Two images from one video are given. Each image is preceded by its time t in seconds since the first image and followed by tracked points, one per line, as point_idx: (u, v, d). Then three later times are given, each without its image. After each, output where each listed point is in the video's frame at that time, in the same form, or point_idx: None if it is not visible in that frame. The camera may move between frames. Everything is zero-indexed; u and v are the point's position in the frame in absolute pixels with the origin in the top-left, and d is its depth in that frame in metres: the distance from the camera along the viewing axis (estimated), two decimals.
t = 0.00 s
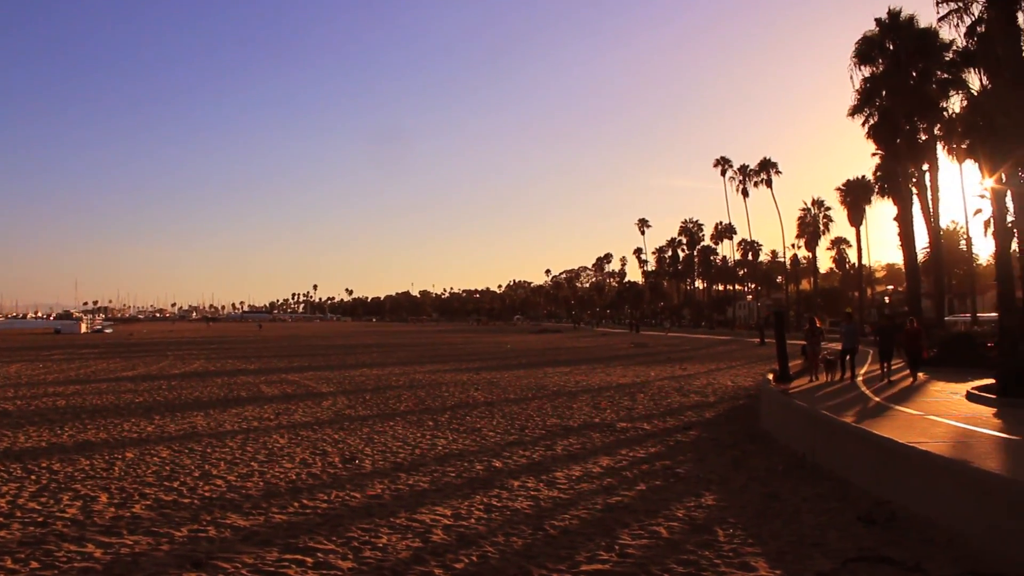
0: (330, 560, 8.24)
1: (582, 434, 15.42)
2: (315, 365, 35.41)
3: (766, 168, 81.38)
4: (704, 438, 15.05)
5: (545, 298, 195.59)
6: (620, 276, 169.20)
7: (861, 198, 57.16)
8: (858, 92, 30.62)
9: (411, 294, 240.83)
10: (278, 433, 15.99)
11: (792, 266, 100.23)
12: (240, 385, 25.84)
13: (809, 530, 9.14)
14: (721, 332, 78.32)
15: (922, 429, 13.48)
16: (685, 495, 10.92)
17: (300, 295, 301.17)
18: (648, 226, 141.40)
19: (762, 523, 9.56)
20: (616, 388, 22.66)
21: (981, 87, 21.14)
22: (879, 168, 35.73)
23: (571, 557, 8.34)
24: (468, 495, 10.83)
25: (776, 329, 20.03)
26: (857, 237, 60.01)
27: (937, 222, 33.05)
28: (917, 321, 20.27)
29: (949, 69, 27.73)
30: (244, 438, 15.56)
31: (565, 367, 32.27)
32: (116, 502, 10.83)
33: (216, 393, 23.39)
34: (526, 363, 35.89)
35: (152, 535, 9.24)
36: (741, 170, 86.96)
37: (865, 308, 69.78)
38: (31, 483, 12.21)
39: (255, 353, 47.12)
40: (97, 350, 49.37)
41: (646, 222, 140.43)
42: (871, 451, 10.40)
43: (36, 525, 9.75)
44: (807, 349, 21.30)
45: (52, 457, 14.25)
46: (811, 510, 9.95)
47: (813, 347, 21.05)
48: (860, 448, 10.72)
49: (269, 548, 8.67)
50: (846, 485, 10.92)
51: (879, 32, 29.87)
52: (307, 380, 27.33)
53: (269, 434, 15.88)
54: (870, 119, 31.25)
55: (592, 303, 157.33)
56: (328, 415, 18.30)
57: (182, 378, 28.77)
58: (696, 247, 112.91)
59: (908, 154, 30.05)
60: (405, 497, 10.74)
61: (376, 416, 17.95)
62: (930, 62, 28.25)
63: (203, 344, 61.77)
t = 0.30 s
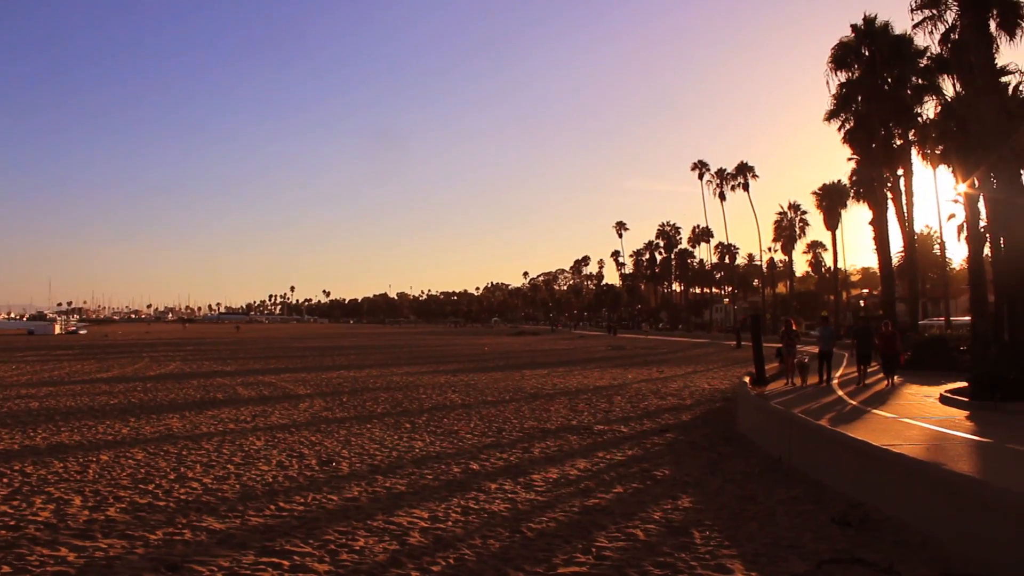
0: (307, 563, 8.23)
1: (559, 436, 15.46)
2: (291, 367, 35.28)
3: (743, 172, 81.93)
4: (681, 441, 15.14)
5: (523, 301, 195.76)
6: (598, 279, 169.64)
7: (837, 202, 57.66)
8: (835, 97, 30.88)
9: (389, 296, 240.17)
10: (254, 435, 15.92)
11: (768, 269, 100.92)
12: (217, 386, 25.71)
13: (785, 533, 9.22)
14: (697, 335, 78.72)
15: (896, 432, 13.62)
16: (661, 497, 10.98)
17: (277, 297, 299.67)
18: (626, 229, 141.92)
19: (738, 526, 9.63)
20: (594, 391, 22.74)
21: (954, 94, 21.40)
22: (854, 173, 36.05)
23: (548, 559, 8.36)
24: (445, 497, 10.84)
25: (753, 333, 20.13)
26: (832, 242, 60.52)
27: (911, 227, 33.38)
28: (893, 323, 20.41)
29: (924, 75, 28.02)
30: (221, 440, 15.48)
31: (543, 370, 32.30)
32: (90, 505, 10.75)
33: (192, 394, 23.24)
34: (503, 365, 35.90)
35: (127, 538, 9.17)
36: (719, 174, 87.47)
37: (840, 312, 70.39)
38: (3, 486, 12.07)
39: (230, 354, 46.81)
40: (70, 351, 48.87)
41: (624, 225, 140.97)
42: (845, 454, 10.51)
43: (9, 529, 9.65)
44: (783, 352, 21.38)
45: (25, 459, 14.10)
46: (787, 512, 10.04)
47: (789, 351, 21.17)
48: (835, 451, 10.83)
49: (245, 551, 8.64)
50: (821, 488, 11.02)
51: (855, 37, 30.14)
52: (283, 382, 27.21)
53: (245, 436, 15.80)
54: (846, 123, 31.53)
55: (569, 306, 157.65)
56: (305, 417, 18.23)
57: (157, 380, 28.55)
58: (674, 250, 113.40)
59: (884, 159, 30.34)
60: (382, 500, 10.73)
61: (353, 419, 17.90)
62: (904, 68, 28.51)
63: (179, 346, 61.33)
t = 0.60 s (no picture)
0: (289, 566, 8.20)
1: (542, 438, 15.48)
2: (273, 369, 35.12)
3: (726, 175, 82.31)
4: (663, 443, 15.20)
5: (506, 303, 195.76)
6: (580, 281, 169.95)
7: (819, 206, 57.98)
8: (816, 101, 31.08)
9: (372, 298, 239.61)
10: (236, 437, 15.86)
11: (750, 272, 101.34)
12: (198, 388, 25.56)
13: (766, 535, 9.28)
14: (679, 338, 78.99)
15: (877, 435, 13.74)
16: (643, 499, 11.01)
17: (258, 299, 298.45)
18: (609, 231, 142.30)
19: (720, 528, 9.68)
20: (576, 393, 22.77)
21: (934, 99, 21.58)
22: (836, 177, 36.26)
23: (530, 562, 8.37)
24: (427, 499, 10.83)
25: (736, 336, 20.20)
26: (813, 245, 60.84)
27: (892, 231, 33.63)
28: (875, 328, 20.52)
29: (904, 80, 28.23)
30: (202, 442, 15.41)
31: (526, 372, 32.32)
32: (69, 508, 10.67)
33: (173, 396, 23.11)
34: (486, 367, 35.91)
35: (107, 541, 9.11)
36: (701, 177, 87.80)
37: (822, 314, 70.81)
38: None
39: (212, 356, 46.54)
40: (50, 353, 48.45)
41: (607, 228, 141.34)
42: (826, 457, 10.57)
43: None
44: (766, 355, 21.43)
45: (3, 462, 13.97)
46: (768, 515, 10.10)
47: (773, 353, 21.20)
48: (817, 453, 10.90)
49: (226, 554, 8.61)
50: (802, 490, 11.09)
51: (836, 43, 30.36)
52: (265, 383, 27.08)
53: (227, 438, 15.74)
54: (828, 128, 31.74)
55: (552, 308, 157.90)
56: (287, 419, 18.17)
57: (138, 381, 28.38)
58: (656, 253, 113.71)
59: (865, 162, 30.56)
60: (364, 502, 10.71)
61: (335, 421, 17.85)
62: (884, 73, 28.71)
63: (161, 347, 60.98)
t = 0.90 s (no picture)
0: (272, 569, 8.18)
1: (526, 441, 15.51)
2: (257, 371, 35.01)
3: (709, 178, 82.63)
4: (647, 446, 15.25)
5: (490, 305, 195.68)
6: (564, 284, 170.18)
7: (802, 209, 58.31)
8: (800, 105, 31.25)
9: (356, 300, 238.99)
10: (219, 440, 15.80)
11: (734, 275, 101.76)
12: (180, 391, 25.46)
13: (749, 537, 9.33)
14: (663, 340, 79.12)
15: (859, 437, 13.83)
16: (627, 502, 11.04)
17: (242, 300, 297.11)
18: (593, 234, 142.59)
19: (703, 530, 9.72)
20: (560, 396, 22.81)
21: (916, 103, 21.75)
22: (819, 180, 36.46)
23: (514, 564, 8.38)
24: (411, 502, 10.82)
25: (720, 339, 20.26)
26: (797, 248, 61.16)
27: (875, 234, 33.85)
28: (858, 331, 20.62)
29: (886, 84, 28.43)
30: (185, 445, 15.34)
31: (511, 374, 32.33)
32: (50, 511, 10.60)
33: (156, 399, 23.03)
34: (471, 369, 35.88)
35: (88, 545, 9.06)
36: (685, 180, 88.10)
37: (805, 317, 71.13)
38: None
39: (193, 359, 46.30)
40: (29, 356, 48.02)
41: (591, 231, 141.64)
42: (810, 459, 10.63)
43: None
44: (749, 357, 21.48)
45: None
46: (751, 517, 10.15)
47: (756, 355, 21.12)
48: (800, 456, 10.97)
49: (209, 557, 8.57)
50: (786, 493, 11.14)
51: (820, 47, 30.55)
52: (248, 386, 26.98)
53: (210, 441, 15.68)
54: (811, 132, 31.93)
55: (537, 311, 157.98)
56: (270, 422, 18.11)
57: (120, 384, 28.23)
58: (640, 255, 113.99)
59: (848, 166, 30.74)
60: (348, 505, 10.69)
61: (318, 423, 17.81)
62: (867, 77, 28.91)
63: (142, 348, 60.58)
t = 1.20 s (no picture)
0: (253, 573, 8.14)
1: (509, 445, 15.50)
2: (240, 374, 34.83)
3: (693, 183, 82.94)
4: (630, 450, 15.27)
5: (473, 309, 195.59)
6: (548, 287, 170.33)
7: (785, 214, 58.62)
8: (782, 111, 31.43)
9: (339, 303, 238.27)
10: (200, 443, 15.71)
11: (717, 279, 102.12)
12: (162, 393, 25.30)
13: (731, 541, 9.37)
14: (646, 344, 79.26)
15: (841, 441, 13.90)
16: (610, 506, 11.06)
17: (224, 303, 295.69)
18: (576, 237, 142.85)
19: (686, 534, 9.75)
20: (544, 400, 22.82)
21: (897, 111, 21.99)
22: (802, 185, 36.65)
23: (496, 568, 8.37)
24: (393, 506, 10.80)
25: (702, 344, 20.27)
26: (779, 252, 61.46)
27: (856, 239, 34.08)
28: (841, 337, 20.73)
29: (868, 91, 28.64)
30: (166, 449, 15.24)
31: (494, 378, 32.30)
32: (29, 516, 10.50)
33: (138, 402, 22.87)
34: (454, 373, 35.83)
35: (67, 549, 8.99)
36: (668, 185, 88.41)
37: (787, 322, 71.43)
38: None
39: (175, 362, 46.01)
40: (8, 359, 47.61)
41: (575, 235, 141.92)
42: (792, 464, 10.68)
43: None
44: (731, 363, 21.57)
45: None
46: (733, 521, 10.19)
47: (738, 360, 21.16)
48: (781, 460, 11.02)
49: (190, 562, 8.52)
50: (767, 496, 11.22)
51: (803, 53, 30.76)
52: (230, 389, 26.86)
53: (192, 445, 15.59)
54: (794, 137, 32.11)
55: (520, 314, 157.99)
56: (252, 425, 18.02)
57: (101, 386, 28.04)
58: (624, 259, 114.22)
59: (830, 171, 30.94)
60: (330, 509, 10.65)
61: (301, 427, 17.73)
62: (850, 83, 29.10)
63: (123, 350, 60.28)
